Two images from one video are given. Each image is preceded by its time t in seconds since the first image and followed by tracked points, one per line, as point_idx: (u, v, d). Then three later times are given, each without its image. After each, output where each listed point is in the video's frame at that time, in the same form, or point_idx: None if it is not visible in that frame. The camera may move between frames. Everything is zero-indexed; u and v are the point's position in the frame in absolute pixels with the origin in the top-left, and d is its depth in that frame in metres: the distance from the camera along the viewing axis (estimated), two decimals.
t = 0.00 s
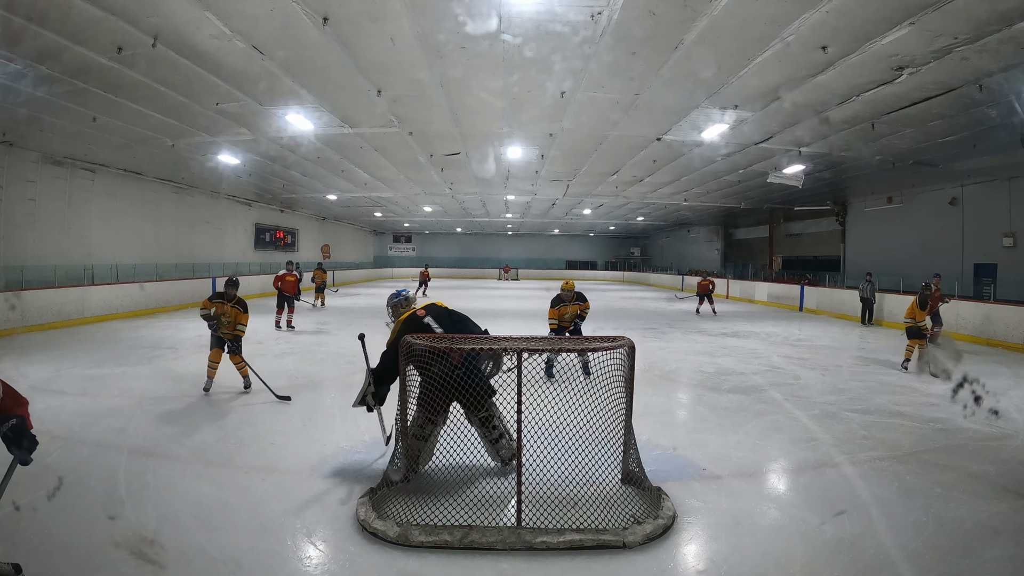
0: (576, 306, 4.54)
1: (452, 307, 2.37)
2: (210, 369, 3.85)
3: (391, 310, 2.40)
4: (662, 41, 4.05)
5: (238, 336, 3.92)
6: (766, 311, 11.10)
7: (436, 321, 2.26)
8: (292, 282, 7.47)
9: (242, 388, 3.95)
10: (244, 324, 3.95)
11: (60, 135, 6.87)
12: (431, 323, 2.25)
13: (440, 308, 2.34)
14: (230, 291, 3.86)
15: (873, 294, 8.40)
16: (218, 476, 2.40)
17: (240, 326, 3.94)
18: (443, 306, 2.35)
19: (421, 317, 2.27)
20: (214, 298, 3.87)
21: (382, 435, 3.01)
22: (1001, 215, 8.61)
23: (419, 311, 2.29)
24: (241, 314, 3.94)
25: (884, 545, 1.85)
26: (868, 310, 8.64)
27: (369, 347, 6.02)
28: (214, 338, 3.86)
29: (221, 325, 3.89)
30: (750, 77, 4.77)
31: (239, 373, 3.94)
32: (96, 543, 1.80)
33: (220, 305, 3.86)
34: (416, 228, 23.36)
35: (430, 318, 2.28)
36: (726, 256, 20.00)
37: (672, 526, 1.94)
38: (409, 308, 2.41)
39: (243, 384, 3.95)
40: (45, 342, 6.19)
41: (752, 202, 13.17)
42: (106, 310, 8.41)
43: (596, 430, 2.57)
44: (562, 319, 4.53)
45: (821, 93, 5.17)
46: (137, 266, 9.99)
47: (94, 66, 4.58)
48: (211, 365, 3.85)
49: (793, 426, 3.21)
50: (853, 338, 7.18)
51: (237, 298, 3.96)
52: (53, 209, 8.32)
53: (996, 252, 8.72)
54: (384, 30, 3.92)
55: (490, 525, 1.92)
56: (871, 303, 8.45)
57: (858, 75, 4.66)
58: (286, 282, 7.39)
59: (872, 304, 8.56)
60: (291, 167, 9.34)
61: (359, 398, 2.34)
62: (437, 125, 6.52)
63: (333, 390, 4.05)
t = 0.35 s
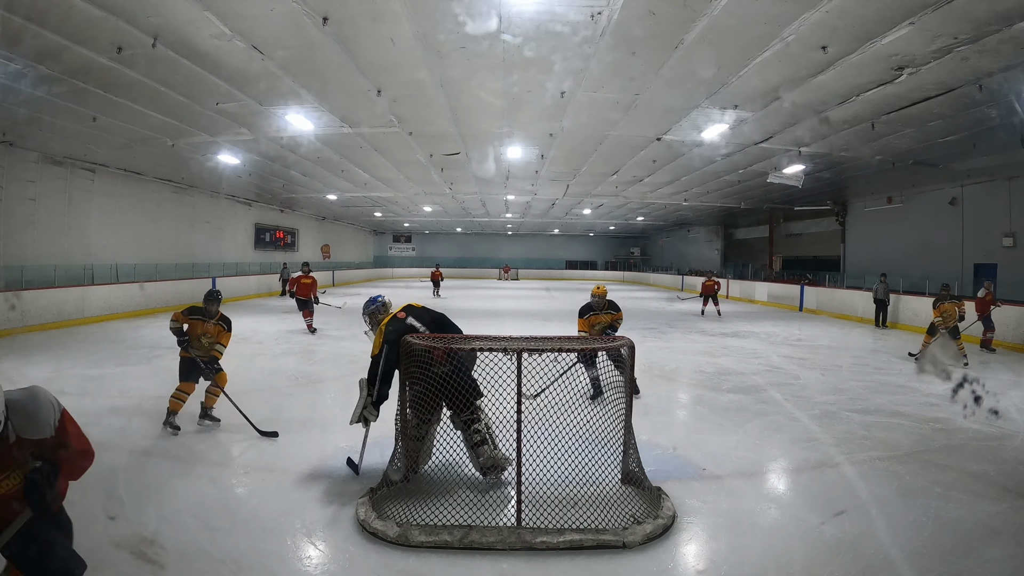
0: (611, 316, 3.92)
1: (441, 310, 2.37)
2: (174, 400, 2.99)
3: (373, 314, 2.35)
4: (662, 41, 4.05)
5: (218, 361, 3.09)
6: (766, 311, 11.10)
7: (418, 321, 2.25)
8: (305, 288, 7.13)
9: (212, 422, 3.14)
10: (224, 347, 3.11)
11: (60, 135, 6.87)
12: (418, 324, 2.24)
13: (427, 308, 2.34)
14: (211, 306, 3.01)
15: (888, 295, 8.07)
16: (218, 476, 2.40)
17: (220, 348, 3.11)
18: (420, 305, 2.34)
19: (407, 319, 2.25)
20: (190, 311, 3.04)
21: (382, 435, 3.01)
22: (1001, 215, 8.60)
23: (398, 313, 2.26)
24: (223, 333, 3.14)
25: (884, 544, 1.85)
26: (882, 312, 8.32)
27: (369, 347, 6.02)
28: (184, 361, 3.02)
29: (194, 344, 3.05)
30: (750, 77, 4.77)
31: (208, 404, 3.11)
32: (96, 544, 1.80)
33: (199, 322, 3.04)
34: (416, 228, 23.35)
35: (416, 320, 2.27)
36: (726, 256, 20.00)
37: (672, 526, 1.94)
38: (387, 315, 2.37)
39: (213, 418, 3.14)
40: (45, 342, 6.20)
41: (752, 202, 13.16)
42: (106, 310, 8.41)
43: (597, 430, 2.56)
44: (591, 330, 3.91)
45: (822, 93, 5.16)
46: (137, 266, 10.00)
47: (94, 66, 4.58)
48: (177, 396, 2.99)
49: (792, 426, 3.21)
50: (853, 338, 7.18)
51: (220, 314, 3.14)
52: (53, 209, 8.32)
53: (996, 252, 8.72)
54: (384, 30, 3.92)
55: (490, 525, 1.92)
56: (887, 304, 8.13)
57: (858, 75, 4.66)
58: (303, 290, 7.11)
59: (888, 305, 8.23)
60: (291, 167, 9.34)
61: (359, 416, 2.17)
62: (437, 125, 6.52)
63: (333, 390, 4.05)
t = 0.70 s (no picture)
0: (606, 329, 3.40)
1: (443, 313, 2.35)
2: (186, 421, 2.58)
3: (373, 316, 2.32)
4: (662, 41, 4.05)
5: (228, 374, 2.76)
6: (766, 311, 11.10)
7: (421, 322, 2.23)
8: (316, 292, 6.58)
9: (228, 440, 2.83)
10: (231, 360, 2.78)
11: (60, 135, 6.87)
12: (419, 326, 2.21)
13: (428, 310, 2.32)
14: (218, 315, 2.66)
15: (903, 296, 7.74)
16: (218, 476, 2.40)
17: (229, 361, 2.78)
18: (422, 307, 2.33)
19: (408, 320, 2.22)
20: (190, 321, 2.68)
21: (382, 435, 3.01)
22: (1001, 215, 8.60)
23: (400, 314, 2.25)
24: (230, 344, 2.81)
25: (883, 544, 1.85)
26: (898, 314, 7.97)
27: (369, 347, 6.02)
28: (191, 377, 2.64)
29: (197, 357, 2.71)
30: (750, 77, 4.77)
31: (218, 420, 2.82)
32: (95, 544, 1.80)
33: (202, 333, 2.69)
34: (416, 228, 23.34)
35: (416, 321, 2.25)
36: (726, 256, 20.00)
37: (672, 526, 1.94)
38: (388, 319, 2.36)
39: (228, 436, 2.83)
40: (45, 342, 6.20)
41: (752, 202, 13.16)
42: (106, 310, 8.41)
43: (597, 430, 2.56)
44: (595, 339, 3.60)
45: (822, 93, 5.16)
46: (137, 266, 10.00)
47: (94, 66, 4.58)
48: (188, 417, 2.58)
49: (793, 426, 3.21)
50: (853, 338, 7.18)
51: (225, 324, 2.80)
52: (53, 209, 8.32)
53: (996, 252, 8.72)
54: (384, 30, 3.92)
55: (490, 525, 1.92)
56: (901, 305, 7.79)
57: (858, 75, 4.66)
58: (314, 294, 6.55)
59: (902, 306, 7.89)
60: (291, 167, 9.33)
61: (369, 422, 2.02)
62: (437, 125, 6.52)
63: (333, 390, 4.04)
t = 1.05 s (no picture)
0: (588, 330, 3.31)
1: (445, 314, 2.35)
2: (206, 424, 2.59)
3: (374, 316, 2.33)
4: (662, 41, 4.05)
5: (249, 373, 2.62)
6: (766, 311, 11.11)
7: (422, 322, 2.23)
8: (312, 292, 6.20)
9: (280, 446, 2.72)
10: (253, 358, 2.63)
11: (60, 135, 6.87)
12: (418, 326, 2.21)
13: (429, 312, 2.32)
14: (231, 310, 2.54)
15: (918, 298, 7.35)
16: (218, 476, 2.40)
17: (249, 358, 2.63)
18: (424, 307, 2.33)
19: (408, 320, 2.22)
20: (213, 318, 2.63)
21: (382, 435, 3.01)
22: (1001, 215, 8.60)
23: (401, 315, 2.25)
24: (251, 341, 2.64)
25: (883, 544, 1.85)
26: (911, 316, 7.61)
27: (369, 347, 6.02)
28: (211, 378, 2.59)
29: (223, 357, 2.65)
30: (750, 77, 4.77)
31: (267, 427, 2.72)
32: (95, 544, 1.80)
33: (220, 331, 2.62)
34: (416, 227, 23.33)
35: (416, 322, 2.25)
36: (726, 256, 20.00)
37: (672, 526, 1.94)
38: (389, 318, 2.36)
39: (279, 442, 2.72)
40: (45, 343, 6.20)
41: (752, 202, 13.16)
42: (106, 310, 8.41)
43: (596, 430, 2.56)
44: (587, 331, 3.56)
45: (821, 93, 5.16)
46: (137, 266, 10.00)
47: (94, 66, 4.58)
48: (208, 419, 2.58)
49: (793, 426, 3.21)
50: (853, 338, 7.18)
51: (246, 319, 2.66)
52: (53, 209, 8.32)
53: (996, 252, 8.72)
54: (384, 30, 3.91)
55: (490, 525, 1.92)
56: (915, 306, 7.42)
57: (858, 75, 4.66)
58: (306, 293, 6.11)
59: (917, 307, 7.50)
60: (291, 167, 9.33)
61: (369, 424, 2.03)
62: (437, 125, 6.52)
63: (333, 390, 4.04)
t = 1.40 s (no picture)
0: (574, 324, 3.31)
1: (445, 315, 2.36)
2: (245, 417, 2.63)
3: (373, 316, 2.34)
4: (662, 41, 4.05)
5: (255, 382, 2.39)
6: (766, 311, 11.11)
7: (423, 322, 2.24)
8: (278, 296, 6.07)
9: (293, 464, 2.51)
10: (253, 366, 2.37)
11: (60, 135, 6.86)
12: (418, 326, 2.22)
13: (429, 312, 2.32)
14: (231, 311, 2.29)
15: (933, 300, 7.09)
16: (218, 476, 2.40)
17: (253, 366, 2.38)
18: (425, 308, 2.33)
19: (407, 320, 2.23)
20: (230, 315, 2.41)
21: (382, 435, 3.01)
22: (1001, 215, 8.60)
23: (401, 315, 2.25)
24: (253, 347, 2.36)
25: (884, 545, 1.85)
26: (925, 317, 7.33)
27: (369, 347, 6.02)
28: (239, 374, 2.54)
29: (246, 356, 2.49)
30: (750, 77, 4.77)
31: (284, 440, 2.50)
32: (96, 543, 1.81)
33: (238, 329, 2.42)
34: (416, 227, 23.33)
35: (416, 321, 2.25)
36: (726, 256, 20.00)
37: (672, 526, 1.94)
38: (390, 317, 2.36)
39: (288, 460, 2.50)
40: (46, 342, 6.21)
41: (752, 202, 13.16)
42: (106, 310, 8.41)
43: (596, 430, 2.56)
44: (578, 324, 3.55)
45: (821, 93, 5.16)
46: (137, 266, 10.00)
47: (94, 66, 4.58)
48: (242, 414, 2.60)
49: (793, 426, 3.21)
50: (853, 338, 7.18)
51: (251, 320, 2.34)
52: (53, 209, 8.32)
53: (996, 252, 8.71)
54: (383, 30, 3.91)
55: (490, 525, 1.92)
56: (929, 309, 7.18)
57: (858, 75, 4.66)
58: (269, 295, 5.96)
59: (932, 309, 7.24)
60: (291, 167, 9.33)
61: (369, 423, 2.03)
62: (437, 125, 6.52)
63: (334, 390, 4.04)
